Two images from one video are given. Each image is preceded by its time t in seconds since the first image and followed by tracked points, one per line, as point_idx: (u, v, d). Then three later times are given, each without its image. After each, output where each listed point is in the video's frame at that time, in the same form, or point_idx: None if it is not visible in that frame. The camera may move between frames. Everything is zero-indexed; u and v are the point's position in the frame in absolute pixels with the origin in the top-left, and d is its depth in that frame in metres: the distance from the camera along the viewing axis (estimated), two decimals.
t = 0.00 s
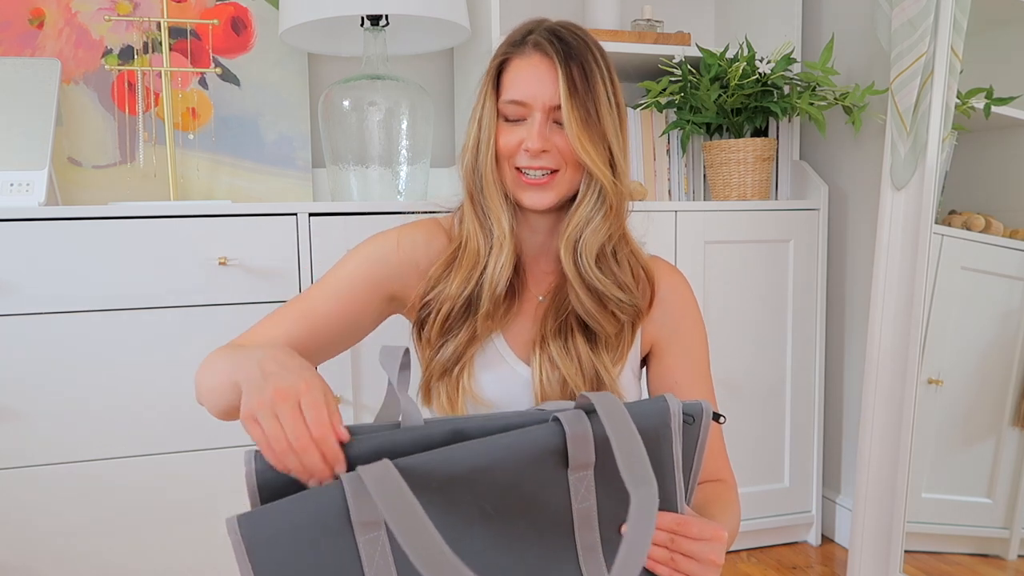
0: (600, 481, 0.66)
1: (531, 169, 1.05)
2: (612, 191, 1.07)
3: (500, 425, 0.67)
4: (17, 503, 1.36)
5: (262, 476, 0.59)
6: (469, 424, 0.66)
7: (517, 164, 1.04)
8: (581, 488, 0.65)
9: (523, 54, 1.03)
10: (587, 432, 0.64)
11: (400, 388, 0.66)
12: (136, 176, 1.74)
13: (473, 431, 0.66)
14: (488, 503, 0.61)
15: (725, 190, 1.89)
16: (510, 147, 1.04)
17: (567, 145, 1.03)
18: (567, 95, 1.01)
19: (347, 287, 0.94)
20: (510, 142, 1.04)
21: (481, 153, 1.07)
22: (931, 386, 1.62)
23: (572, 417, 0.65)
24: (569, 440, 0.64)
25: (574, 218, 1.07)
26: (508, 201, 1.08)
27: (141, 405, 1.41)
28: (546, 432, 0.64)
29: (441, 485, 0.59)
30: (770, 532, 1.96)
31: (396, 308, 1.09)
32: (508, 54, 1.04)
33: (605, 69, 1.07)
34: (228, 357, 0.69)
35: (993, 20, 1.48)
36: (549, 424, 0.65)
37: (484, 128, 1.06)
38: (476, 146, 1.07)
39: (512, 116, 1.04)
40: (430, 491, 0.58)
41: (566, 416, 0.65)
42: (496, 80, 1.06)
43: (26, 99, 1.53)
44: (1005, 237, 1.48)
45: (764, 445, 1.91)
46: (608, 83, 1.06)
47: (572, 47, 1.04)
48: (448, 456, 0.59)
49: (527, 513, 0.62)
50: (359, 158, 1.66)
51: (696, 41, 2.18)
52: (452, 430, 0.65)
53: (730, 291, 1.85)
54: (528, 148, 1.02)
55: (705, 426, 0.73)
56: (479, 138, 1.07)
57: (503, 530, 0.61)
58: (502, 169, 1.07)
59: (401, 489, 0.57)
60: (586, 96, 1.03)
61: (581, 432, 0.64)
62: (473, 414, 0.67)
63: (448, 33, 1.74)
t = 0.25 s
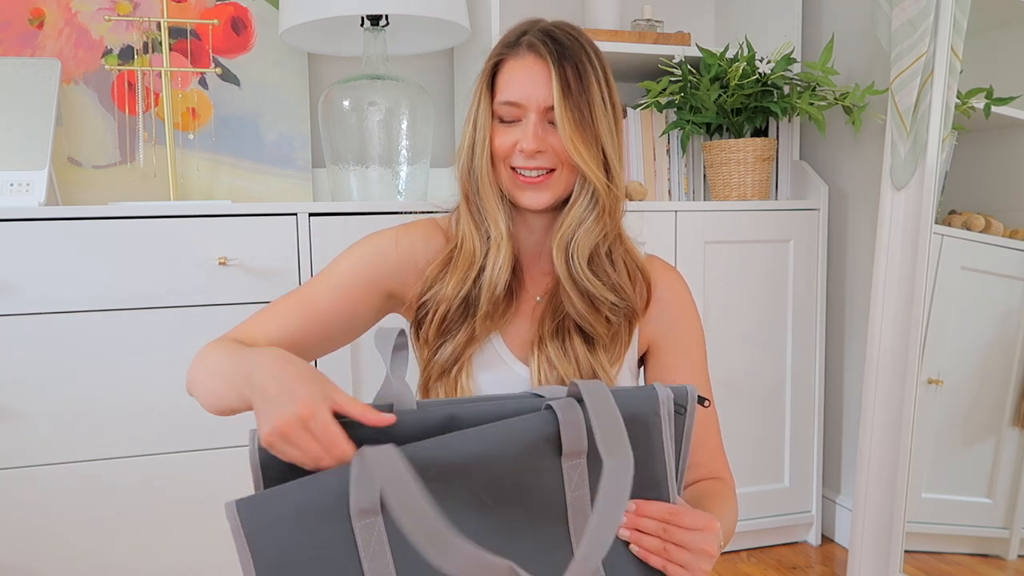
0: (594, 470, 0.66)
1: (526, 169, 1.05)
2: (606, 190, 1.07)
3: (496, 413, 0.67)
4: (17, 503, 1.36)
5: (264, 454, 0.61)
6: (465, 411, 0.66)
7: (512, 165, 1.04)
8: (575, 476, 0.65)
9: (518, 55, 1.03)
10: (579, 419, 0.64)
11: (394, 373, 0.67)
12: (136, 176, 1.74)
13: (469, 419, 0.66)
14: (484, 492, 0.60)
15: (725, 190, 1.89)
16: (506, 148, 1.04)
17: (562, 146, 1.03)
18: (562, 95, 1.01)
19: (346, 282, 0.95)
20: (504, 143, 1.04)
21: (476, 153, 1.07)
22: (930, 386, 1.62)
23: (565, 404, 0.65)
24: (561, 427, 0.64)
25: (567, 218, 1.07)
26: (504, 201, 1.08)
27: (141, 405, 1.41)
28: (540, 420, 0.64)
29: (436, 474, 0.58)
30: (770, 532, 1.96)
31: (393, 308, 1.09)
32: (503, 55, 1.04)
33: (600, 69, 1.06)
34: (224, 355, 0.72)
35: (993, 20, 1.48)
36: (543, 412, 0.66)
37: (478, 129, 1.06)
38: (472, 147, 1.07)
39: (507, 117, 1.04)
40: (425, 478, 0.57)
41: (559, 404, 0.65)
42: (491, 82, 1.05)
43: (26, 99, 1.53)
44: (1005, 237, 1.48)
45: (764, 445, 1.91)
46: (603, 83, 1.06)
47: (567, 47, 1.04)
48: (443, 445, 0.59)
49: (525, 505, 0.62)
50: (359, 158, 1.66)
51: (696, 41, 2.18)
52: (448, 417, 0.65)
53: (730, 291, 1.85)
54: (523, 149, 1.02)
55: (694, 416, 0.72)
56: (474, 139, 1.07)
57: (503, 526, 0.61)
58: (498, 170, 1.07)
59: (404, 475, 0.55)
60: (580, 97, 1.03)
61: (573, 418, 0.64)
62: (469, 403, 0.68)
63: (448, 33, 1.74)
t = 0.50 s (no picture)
0: (598, 470, 0.65)
1: (526, 171, 1.04)
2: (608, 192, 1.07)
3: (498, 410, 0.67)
4: (17, 503, 1.36)
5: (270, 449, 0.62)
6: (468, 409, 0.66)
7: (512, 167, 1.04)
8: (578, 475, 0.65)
9: (517, 57, 1.03)
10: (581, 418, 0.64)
11: (394, 372, 0.66)
12: (136, 176, 1.74)
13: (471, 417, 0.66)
14: (487, 488, 0.62)
15: (725, 190, 1.89)
16: (506, 150, 1.04)
17: (563, 148, 1.03)
18: (562, 97, 1.01)
19: (346, 281, 0.95)
20: (505, 145, 1.04)
21: (476, 156, 1.07)
22: (931, 386, 1.62)
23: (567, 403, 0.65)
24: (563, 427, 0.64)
25: (569, 220, 1.07)
26: (504, 203, 1.08)
27: (141, 405, 1.41)
28: (545, 418, 0.64)
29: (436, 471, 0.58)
30: (770, 532, 1.96)
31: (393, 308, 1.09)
32: (502, 57, 1.04)
33: (599, 71, 1.06)
34: (223, 355, 0.72)
35: (993, 21, 1.48)
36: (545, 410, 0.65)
37: (478, 131, 1.06)
38: (472, 149, 1.07)
39: (507, 119, 1.04)
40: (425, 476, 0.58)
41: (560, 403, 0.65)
42: (490, 84, 1.05)
43: (26, 99, 1.53)
44: (1005, 237, 1.48)
45: (765, 445, 1.91)
46: (603, 85, 1.06)
47: (566, 49, 1.04)
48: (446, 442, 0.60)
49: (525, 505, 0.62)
50: (359, 158, 1.66)
51: (696, 41, 2.18)
52: (450, 416, 0.65)
53: (730, 291, 1.85)
54: (524, 152, 1.02)
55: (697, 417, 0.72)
56: (474, 141, 1.07)
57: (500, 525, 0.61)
58: (498, 171, 1.07)
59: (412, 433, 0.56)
60: (581, 98, 1.02)
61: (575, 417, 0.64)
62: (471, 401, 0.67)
63: (448, 33, 1.74)
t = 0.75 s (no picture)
0: (591, 470, 0.66)
1: (529, 174, 1.04)
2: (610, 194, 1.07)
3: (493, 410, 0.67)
4: (17, 503, 1.36)
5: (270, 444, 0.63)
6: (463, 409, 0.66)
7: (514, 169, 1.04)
8: (571, 475, 0.65)
9: (519, 60, 1.03)
10: (573, 419, 0.64)
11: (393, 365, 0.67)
12: (136, 176, 1.74)
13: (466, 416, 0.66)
14: (479, 490, 0.61)
15: (725, 190, 1.89)
16: (508, 153, 1.03)
17: (565, 151, 1.03)
18: (565, 101, 1.00)
19: (346, 281, 0.95)
20: (507, 147, 1.03)
21: (478, 159, 1.07)
22: (930, 386, 1.62)
23: (559, 404, 0.65)
24: (555, 427, 0.64)
25: (571, 221, 1.08)
26: (505, 206, 1.08)
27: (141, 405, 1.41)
28: (534, 419, 0.64)
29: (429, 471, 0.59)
30: (770, 532, 1.96)
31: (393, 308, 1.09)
32: (504, 60, 1.04)
33: (600, 74, 1.06)
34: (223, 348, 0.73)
35: (993, 20, 1.48)
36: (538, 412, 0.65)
37: (480, 135, 1.05)
38: (473, 152, 1.07)
39: (509, 122, 1.04)
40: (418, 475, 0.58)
41: (553, 404, 0.65)
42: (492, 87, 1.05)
43: (26, 99, 1.53)
44: (1005, 237, 1.47)
45: (765, 445, 1.91)
46: (604, 87, 1.06)
47: (568, 52, 1.03)
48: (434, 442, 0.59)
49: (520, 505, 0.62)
50: (359, 158, 1.66)
51: (696, 41, 2.18)
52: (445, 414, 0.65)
53: (730, 291, 1.85)
54: (527, 155, 1.01)
55: (692, 415, 0.72)
56: (475, 144, 1.06)
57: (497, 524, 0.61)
58: (500, 174, 1.06)
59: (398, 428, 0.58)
60: (583, 102, 1.02)
61: (567, 418, 0.64)
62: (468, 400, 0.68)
63: (448, 33, 1.74)
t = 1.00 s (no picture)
0: (594, 475, 0.65)
1: (531, 177, 1.04)
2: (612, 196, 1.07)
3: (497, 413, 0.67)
4: (18, 503, 1.36)
5: (274, 441, 0.62)
6: (466, 409, 0.67)
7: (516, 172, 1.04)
8: (573, 480, 0.64)
9: (521, 63, 1.02)
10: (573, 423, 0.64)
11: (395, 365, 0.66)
12: (136, 176, 1.74)
13: (469, 417, 0.67)
14: (481, 493, 0.61)
15: (725, 190, 1.89)
16: (510, 156, 1.03)
17: (567, 154, 1.02)
18: (566, 105, 1.00)
19: (346, 281, 0.95)
20: (509, 150, 1.03)
21: (480, 161, 1.07)
22: (931, 386, 1.62)
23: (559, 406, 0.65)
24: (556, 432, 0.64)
25: (573, 224, 1.07)
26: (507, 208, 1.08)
27: (142, 406, 1.41)
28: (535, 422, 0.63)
29: (430, 474, 0.60)
30: (770, 532, 1.96)
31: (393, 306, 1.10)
32: (506, 63, 1.03)
33: (603, 78, 1.05)
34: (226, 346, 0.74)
35: (993, 20, 1.48)
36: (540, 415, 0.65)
37: (482, 138, 1.05)
38: (475, 154, 1.07)
39: (511, 125, 1.04)
40: (419, 478, 0.59)
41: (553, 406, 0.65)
42: (494, 90, 1.05)
43: (25, 99, 1.53)
44: (1005, 237, 1.47)
45: (765, 445, 1.91)
46: (606, 91, 1.05)
47: (571, 55, 1.03)
48: (435, 448, 0.60)
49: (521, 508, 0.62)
50: (359, 158, 1.66)
51: (696, 41, 2.18)
52: (447, 413, 0.66)
53: (730, 291, 1.85)
54: (528, 159, 1.01)
55: (695, 418, 0.72)
56: (477, 146, 1.06)
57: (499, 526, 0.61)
58: (501, 176, 1.07)
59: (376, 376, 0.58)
60: (585, 106, 1.02)
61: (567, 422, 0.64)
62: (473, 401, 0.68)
63: (448, 33, 1.74)
